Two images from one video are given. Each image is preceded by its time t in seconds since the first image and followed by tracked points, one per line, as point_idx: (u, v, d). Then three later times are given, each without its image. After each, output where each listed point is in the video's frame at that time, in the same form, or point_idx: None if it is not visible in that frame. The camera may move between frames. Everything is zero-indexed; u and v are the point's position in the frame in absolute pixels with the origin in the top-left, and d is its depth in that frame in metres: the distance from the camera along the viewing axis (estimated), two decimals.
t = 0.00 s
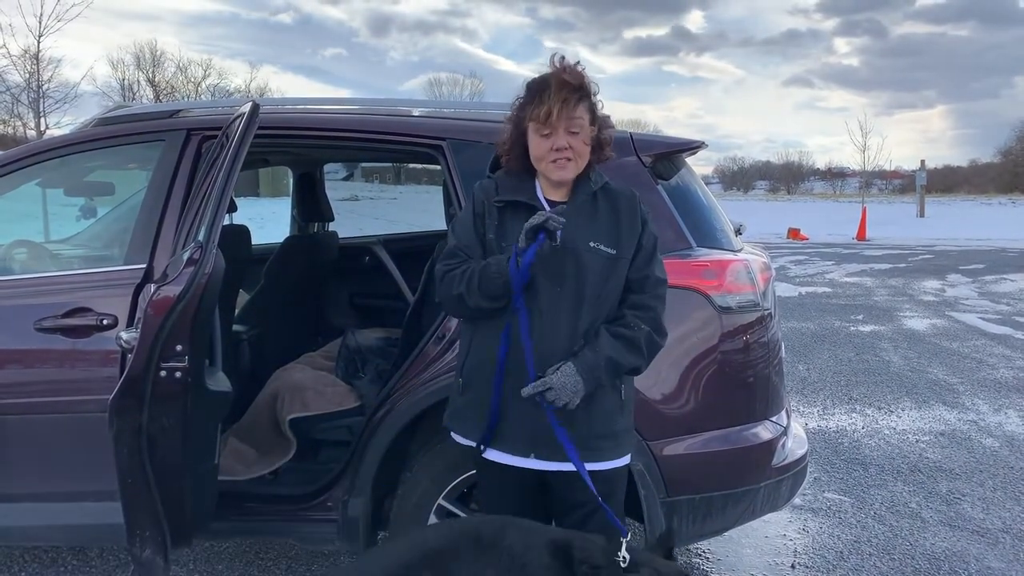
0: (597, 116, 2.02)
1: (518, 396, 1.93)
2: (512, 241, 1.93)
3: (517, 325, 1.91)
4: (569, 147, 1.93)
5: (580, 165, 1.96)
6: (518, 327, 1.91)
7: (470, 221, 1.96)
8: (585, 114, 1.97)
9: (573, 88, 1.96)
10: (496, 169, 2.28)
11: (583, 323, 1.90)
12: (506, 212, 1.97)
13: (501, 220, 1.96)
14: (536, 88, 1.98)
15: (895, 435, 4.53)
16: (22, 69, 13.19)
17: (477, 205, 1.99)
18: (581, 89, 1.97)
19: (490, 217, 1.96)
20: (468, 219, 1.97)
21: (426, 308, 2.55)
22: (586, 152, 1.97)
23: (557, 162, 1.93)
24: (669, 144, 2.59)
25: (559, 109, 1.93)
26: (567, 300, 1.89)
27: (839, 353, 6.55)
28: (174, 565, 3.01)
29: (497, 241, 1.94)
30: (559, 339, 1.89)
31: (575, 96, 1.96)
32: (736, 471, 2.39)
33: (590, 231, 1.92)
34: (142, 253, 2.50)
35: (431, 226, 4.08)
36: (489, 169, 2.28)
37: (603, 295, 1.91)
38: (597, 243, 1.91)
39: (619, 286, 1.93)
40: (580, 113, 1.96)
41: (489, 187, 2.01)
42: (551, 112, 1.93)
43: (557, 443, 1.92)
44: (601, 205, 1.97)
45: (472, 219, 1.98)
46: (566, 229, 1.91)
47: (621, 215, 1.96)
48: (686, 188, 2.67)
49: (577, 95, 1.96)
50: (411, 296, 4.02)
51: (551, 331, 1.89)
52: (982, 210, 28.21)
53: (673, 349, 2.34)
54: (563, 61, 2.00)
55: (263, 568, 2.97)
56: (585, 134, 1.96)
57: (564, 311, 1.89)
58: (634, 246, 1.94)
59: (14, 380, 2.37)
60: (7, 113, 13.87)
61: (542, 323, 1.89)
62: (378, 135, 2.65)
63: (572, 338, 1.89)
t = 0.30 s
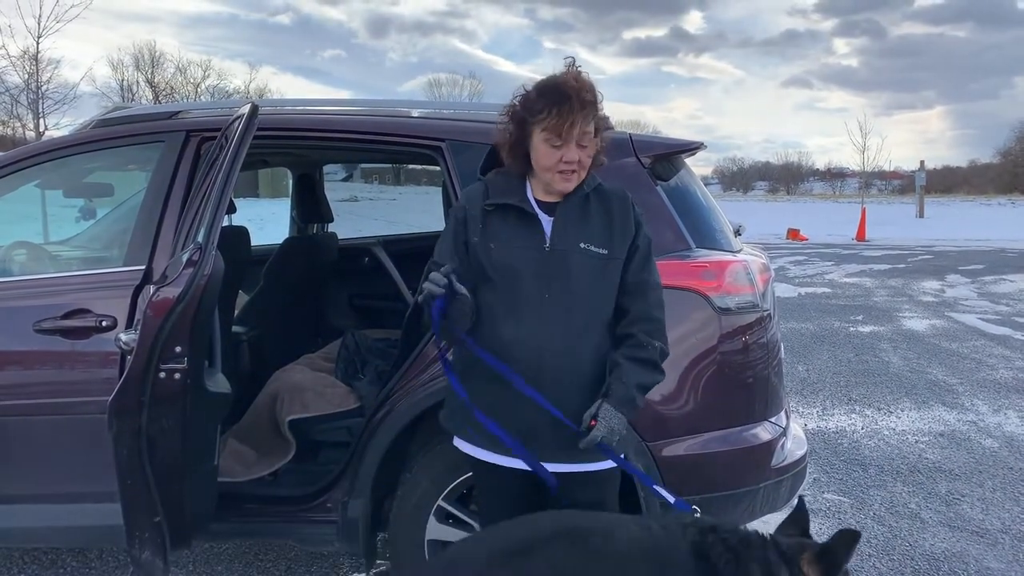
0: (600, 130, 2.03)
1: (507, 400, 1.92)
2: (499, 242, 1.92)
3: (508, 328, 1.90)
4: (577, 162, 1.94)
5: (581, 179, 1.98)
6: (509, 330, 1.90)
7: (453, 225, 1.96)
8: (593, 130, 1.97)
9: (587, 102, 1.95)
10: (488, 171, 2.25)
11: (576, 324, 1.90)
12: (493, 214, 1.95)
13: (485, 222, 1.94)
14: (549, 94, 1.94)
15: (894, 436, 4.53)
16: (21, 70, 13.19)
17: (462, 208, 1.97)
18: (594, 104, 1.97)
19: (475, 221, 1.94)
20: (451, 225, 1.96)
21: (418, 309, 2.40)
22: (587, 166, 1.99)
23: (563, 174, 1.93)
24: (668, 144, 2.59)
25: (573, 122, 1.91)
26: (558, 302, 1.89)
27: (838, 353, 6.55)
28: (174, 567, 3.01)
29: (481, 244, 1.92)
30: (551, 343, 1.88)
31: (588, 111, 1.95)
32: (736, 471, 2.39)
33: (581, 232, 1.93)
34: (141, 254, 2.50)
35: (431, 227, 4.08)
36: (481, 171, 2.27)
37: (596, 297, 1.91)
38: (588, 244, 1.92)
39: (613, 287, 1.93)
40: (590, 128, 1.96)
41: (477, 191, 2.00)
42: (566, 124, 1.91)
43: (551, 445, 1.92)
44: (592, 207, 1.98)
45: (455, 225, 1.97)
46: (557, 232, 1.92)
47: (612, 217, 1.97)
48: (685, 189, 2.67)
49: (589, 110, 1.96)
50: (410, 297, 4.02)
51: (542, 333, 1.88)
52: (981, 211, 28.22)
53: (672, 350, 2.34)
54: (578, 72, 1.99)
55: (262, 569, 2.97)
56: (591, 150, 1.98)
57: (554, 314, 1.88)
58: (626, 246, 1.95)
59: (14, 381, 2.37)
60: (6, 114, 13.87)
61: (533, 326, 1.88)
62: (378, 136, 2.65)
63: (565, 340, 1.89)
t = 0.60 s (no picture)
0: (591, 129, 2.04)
1: (508, 405, 1.91)
2: (494, 245, 1.92)
3: (506, 330, 1.89)
4: (574, 164, 1.94)
5: (576, 181, 1.98)
6: (506, 332, 1.89)
7: (445, 230, 1.97)
8: (588, 131, 1.98)
9: (583, 103, 1.96)
10: (477, 172, 2.29)
11: (574, 324, 1.89)
12: (487, 217, 1.96)
13: (479, 225, 1.95)
14: (547, 96, 1.93)
15: (893, 437, 4.53)
16: (20, 71, 13.17)
17: (455, 212, 1.98)
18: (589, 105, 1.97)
19: (468, 226, 1.95)
20: (443, 231, 1.97)
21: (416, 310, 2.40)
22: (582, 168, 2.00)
23: (560, 177, 1.94)
24: (667, 146, 2.59)
25: (572, 124, 1.91)
26: (557, 303, 1.88)
27: (838, 355, 6.55)
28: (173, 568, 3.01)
29: (476, 248, 1.93)
30: (552, 343, 1.88)
31: (584, 112, 1.95)
32: (735, 473, 2.39)
33: (576, 231, 1.94)
34: (140, 256, 2.50)
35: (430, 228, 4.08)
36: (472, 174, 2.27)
37: (594, 296, 1.91)
38: (585, 243, 1.93)
39: (611, 285, 1.94)
40: (586, 129, 1.96)
41: (469, 195, 2.00)
42: (564, 127, 1.91)
43: (552, 446, 1.92)
44: (585, 207, 1.98)
45: (448, 231, 1.97)
46: (552, 233, 1.92)
47: (606, 216, 1.98)
48: (683, 190, 2.67)
49: (585, 111, 1.96)
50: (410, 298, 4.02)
51: (541, 333, 1.88)
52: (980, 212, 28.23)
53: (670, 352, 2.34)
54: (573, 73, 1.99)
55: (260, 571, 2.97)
56: (586, 151, 1.98)
57: (553, 314, 1.88)
58: (622, 245, 1.96)
59: (12, 382, 2.37)
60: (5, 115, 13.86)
61: (532, 327, 1.88)
62: (377, 137, 2.65)
63: (564, 340, 1.88)
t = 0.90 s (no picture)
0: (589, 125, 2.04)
1: (512, 411, 1.91)
2: (498, 248, 1.92)
3: (510, 334, 1.89)
4: (576, 165, 1.94)
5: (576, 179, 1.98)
6: (510, 336, 1.89)
7: (447, 234, 1.97)
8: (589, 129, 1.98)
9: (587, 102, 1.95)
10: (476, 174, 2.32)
11: (579, 327, 1.89)
12: (490, 219, 1.96)
13: (482, 228, 1.95)
14: (551, 95, 1.92)
15: (893, 440, 4.54)
16: (18, 72, 13.15)
17: (457, 215, 1.98)
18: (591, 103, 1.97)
19: (472, 228, 1.95)
20: (446, 234, 1.96)
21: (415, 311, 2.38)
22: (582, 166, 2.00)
23: (562, 177, 1.93)
24: (667, 149, 2.59)
25: (577, 125, 1.91)
26: (561, 306, 1.89)
27: (836, 357, 6.55)
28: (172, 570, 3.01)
29: (480, 251, 1.92)
30: (556, 347, 1.88)
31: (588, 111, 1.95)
32: (733, 475, 2.39)
33: (580, 235, 1.95)
34: (140, 258, 2.50)
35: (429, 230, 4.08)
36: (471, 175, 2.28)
37: (598, 299, 1.92)
38: (588, 247, 1.94)
39: (615, 288, 1.95)
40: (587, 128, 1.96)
41: (470, 197, 2.01)
42: (568, 128, 1.91)
43: (556, 450, 1.92)
44: (587, 210, 2.00)
45: (451, 234, 1.97)
46: (557, 236, 1.92)
47: (607, 220, 1.99)
48: (683, 193, 2.68)
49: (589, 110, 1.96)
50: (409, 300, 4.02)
51: (545, 337, 1.88)
52: (978, 215, 28.26)
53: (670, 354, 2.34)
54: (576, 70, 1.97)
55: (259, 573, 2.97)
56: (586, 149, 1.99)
57: (557, 318, 1.88)
58: (625, 248, 1.97)
59: (10, 384, 2.37)
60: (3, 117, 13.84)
61: (536, 331, 1.88)
62: (376, 139, 2.65)
63: (569, 344, 1.88)
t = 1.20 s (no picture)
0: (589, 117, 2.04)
1: (513, 412, 1.91)
2: (501, 249, 1.92)
3: (512, 335, 1.89)
4: (559, 149, 1.95)
5: (570, 168, 1.98)
6: (512, 337, 1.89)
7: (452, 234, 1.97)
8: (578, 117, 1.98)
9: (567, 89, 1.98)
10: (481, 176, 2.25)
11: (581, 330, 1.89)
12: (494, 219, 1.96)
13: (487, 229, 1.96)
14: (528, 86, 2.00)
15: (892, 442, 4.53)
16: (17, 73, 13.14)
17: (461, 215, 1.98)
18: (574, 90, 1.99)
19: (476, 228, 1.96)
20: (450, 233, 1.97)
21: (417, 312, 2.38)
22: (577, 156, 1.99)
23: (546, 163, 1.95)
24: (667, 151, 2.60)
25: (552, 108, 1.94)
26: (564, 308, 1.89)
27: (836, 359, 6.55)
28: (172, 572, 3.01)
29: (484, 252, 1.93)
30: (558, 349, 1.88)
31: (569, 97, 1.97)
32: (733, 477, 2.39)
33: (584, 237, 1.94)
34: (140, 259, 2.50)
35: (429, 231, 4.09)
36: (476, 176, 2.28)
37: (601, 302, 1.91)
38: (591, 249, 1.93)
39: (619, 291, 1.94)
40: (573, 115, 1.97)
41: (475, 197, 2.02)
42: (543, 112, 1.95)
43: (557, 452, 1.92)
44: (592, 212, 1.99)
45: (455, 233, 1.97)
46: (560, 237, 1.92)
47: (612, 221, 1.99)
48: (683, 195, 2.68)
49: (571, 96, 1.98)
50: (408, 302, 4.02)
51: (547, 339, 1.88)
52: (978, 217, 28.26)
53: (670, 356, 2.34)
54: (556, 59, 2.01)
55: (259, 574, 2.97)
56: (576, 137, 1.98)
57: (559, 320, 1.88)
58: (629, 251, 1.97)
59: (10, 386, 2.37)
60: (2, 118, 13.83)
61: (538, 333, 1.88)
62: (376, 141, 2.65)
63: (572, 346, 1.88)
